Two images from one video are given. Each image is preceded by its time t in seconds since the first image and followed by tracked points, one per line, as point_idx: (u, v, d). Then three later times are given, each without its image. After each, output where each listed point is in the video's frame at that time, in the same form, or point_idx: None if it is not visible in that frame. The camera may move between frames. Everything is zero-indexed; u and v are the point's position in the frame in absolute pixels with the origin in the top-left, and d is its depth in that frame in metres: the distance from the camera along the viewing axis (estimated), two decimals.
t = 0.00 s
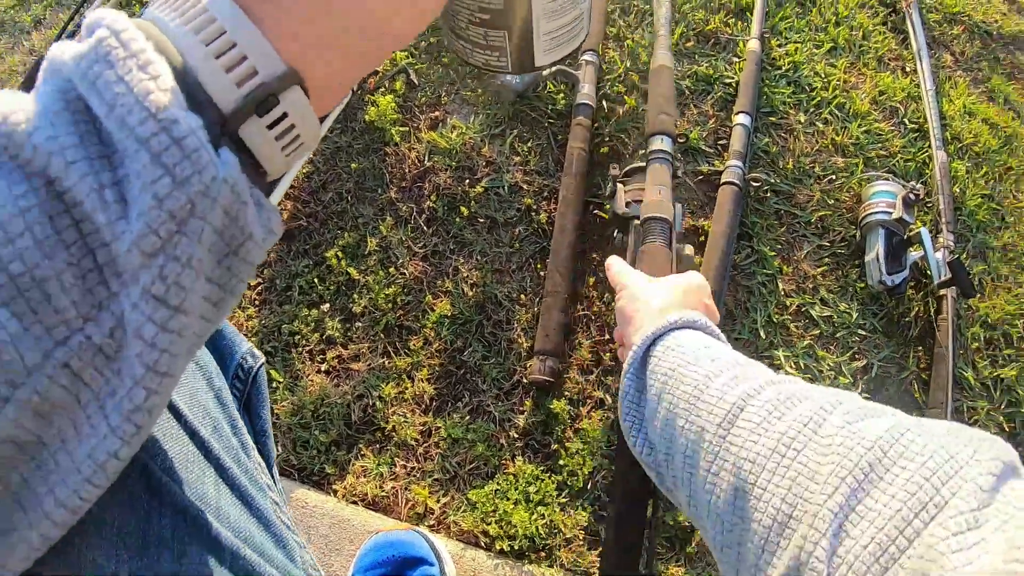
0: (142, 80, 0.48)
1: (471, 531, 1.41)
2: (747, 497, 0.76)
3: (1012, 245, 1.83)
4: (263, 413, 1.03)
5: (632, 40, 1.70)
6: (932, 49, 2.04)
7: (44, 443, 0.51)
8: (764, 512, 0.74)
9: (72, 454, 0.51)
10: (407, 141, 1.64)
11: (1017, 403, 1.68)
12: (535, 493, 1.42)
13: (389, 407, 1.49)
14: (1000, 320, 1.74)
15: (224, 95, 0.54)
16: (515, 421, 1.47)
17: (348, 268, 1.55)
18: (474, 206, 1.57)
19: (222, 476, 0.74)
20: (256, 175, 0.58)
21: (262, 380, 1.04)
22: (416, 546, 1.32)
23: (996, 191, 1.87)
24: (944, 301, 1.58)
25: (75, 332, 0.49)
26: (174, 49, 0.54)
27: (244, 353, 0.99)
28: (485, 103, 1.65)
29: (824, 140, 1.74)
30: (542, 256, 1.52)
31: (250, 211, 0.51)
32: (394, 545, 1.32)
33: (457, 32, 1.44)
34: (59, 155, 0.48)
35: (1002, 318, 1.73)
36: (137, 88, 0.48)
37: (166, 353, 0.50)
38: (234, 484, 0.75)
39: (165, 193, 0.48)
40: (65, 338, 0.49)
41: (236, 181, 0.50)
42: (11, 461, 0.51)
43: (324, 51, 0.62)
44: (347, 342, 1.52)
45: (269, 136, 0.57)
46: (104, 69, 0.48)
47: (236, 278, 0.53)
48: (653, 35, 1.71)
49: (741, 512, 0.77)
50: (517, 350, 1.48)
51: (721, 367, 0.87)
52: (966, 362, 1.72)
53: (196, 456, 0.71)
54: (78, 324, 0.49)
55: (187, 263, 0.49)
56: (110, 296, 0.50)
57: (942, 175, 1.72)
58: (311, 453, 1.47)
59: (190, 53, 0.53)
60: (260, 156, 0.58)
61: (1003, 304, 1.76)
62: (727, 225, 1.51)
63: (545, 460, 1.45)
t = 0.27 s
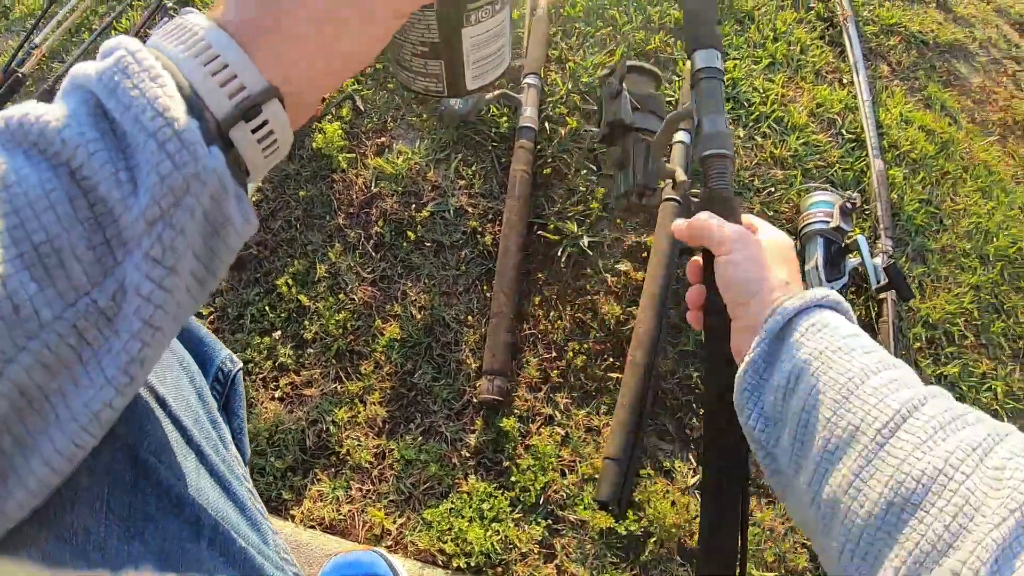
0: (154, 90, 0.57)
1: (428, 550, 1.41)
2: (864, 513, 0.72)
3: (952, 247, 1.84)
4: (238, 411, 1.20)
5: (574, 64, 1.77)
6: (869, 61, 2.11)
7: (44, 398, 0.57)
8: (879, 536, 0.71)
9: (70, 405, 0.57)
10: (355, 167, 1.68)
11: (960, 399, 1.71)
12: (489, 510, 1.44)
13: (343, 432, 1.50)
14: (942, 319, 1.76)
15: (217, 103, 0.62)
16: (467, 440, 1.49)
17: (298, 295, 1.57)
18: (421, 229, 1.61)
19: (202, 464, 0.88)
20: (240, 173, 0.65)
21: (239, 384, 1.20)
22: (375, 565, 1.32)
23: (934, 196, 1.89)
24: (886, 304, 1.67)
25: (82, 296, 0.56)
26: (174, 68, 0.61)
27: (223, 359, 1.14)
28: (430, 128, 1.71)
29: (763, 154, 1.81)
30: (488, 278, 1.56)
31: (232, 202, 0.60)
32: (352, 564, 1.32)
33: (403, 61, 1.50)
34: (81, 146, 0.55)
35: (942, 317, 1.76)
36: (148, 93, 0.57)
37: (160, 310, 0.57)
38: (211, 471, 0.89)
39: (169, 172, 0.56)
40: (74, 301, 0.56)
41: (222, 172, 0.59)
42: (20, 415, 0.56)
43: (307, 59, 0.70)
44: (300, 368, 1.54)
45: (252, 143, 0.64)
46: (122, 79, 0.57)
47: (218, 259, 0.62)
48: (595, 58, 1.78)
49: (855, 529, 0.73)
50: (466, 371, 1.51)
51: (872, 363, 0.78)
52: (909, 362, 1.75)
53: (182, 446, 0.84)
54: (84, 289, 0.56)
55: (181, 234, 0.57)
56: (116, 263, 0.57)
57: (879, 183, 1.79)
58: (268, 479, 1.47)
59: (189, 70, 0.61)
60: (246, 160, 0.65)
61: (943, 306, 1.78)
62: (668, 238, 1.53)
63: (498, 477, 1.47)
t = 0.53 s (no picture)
0: (142, 108, 0.65)
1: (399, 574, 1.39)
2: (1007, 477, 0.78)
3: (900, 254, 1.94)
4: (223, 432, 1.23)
5: (526, 88, 1.83)
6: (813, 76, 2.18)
7: (41, 394, 0.65)
8: (1012, 495, 0.77)
9: (64, 405, 0.65)
10: (311, 196, 1.71)
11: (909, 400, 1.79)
12: (457, 531, 1.42)
13: (309, 459, 1.48)
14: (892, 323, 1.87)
15: (200, 119, 0.71)
16: (432, 463, 1.48)
17: (259, 325, 1.58)
18: (379, 256, 1.63)
19: (191, 477, 0.93)
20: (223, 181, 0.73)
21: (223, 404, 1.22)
22: None
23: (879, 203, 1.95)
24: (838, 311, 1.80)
25: (77, 301, 0.64)
26: (161, 90, 0.70)
27: (208, 382, 1.17)
28: (385, 154, 1.74)
29: (713, 169, 1.85)
30: (447, 302, 1.59)
31: (212, 213, 0.68)
32: None
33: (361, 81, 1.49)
34: (79, 161, 0.64)
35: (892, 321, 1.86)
36: (136, 111, 0.65)
37: (145, 310, 0.65)
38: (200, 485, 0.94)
39: (154, 183, 0.64)
40: (70, 306, 0.64)
41: (203, 182, 0.66)
42: (19, 409, 0.64)
43: (281, 75, 0.78)
44: (263, 399, 1.53)
45: (232, 153, 0.73)
46: (112, 101, 0.66)
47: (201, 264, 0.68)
48: (547, 81, 1.85)
49: (992, 480, 0.79)
50: (428, 395, 1.52)
51: None
52: (861, 363, 1.85)
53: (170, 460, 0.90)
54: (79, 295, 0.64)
55: (165, 238, 0.64)
56: (108, 269, 0.65)
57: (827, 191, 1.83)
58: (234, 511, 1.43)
59: (174, 89, 0.70)
60: (227, 171, 0.74)
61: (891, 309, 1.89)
62: (622, 257, 1.59)
63: (464, 498, 1.46)
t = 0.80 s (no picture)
0: (139, 152, 0.69)
1: None
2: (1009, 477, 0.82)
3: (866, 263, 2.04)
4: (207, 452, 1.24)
5: (499, 114, 1.90)
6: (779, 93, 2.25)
7: (48, 416, 0.68)
8: (1012, 496, 0.82)
9: (68, 426, 0.69)
10: (290, 224, 1.74)
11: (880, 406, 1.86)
12: (442, 549, 1.44)
13: (294, 484, 1.49)
14: (863, 330, 1.93)
15: (190, 161, 0.76)
16: (415, 484, 1.50)
17: (241, 352, 1.60)
18: (358, 282, 1.68)
19: (183, 493, 0.97)
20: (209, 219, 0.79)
21: (206, 427, 1.25)
22: None
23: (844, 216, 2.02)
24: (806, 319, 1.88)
25: (80, 329, 0.68)
26: (155, 133, 0.74)
27: (192, 403, 1.20)
28: (362, 182, 1.79)
29: (683, 187, 1.91)
30: (425, 326, 1.64)
31: (203, 247, 0.72)
32: None
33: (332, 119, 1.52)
34: (84, 202, 0.68)
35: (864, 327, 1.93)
36: (134, 154, 0.69)
37: (144, 337, 0.69)
38: (192, 500, 0.98)
39: (152, 221, 0.68)
40: (73, 333, 0.68)
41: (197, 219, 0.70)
42: (27, 431, 0.68)
43: (265, 119, 0.85)
44: (247, 425, 1.55)
45: (220, 192, 0.79)
46: (112, 143, 0.69)
47: (193, 295, 0.73)
48: (518, 106, 1.93)
49: (990, 481, 0.83)
50: (410, 418, 1.55)
51: None
52: (837, 371, 1.89)
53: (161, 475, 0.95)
54: (83, 323, 0.68)
55: (163, 271, 0.69)
56: (107, 299, 0.69)
57: (795, 206, 1.86)
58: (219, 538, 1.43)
59: (167, 133, 0.75)
60: (213, 209, 0.80)
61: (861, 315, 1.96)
62: (595, 276, 1.63)
63: (448, 517, 1.48)
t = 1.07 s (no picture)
0: (146, 165, 0.73)
1: None
2: (989, 467, 0.83)
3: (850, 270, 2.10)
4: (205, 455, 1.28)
5: (488, 128, 1.95)
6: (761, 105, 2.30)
7: (58, 422, 0.72)
8: (992, 486, 0.83)
9: (78, 430, 0.72)
10: (283, 237, 1.78)
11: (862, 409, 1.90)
12: (435, 555, 1.47)
13: (288, 492, 1.52)
14: (847, 336, 1.99)
15: (195, 173, 0.80)
16: (408, 491, 1.54)
17: (235, 363, 1.63)
18: (350, 294, 1.71)
19: (184, 493, 1.05)
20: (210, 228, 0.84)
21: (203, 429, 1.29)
22: None
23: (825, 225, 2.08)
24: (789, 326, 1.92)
25: (89, 337, 0.72)
26: (160, 145, 0.78)
27: (190, 408, 1.24)
28: (353, 195, 1.84)
29: (668, 198, 1.96)
30: (416, 336, 1.68)
31: (207, 258, 0.76)
32: None
33: (330, 132, 1.47)
34: (92, 212, 0.72)
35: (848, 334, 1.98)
36: (143, 168, 0.73)
37: (153, 343, 0.73)
38: (192, 499, 1.06)
39: (160, 232, 0.72)
40: (83, 341, 0.71)
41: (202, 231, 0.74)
42: (40, 436, 0.71)
43: (263, 130, 0.90)
44: (241, 435, 1.57)
45: (222, 201, 0.83)
46: (120, 156, 0.73)
47: (197, 301, 0.77)
48: (506, 119, 1.98)
49: (970, 473, 0.84)
50: (402, 426, 1.59)
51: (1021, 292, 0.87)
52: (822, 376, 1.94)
53: (160, 471, 1.01)
54: (92, 331, 0.72)
55: (170, 280, 0.73)
56: (116, 308, 0.73)
57: (780, 217, 1.88)
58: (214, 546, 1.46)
59: (172, 145, 0.79)
60: (216, 217, 0.84)
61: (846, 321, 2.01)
62: (583, 286, 1.67)
63: (440, 524, 1.51)
